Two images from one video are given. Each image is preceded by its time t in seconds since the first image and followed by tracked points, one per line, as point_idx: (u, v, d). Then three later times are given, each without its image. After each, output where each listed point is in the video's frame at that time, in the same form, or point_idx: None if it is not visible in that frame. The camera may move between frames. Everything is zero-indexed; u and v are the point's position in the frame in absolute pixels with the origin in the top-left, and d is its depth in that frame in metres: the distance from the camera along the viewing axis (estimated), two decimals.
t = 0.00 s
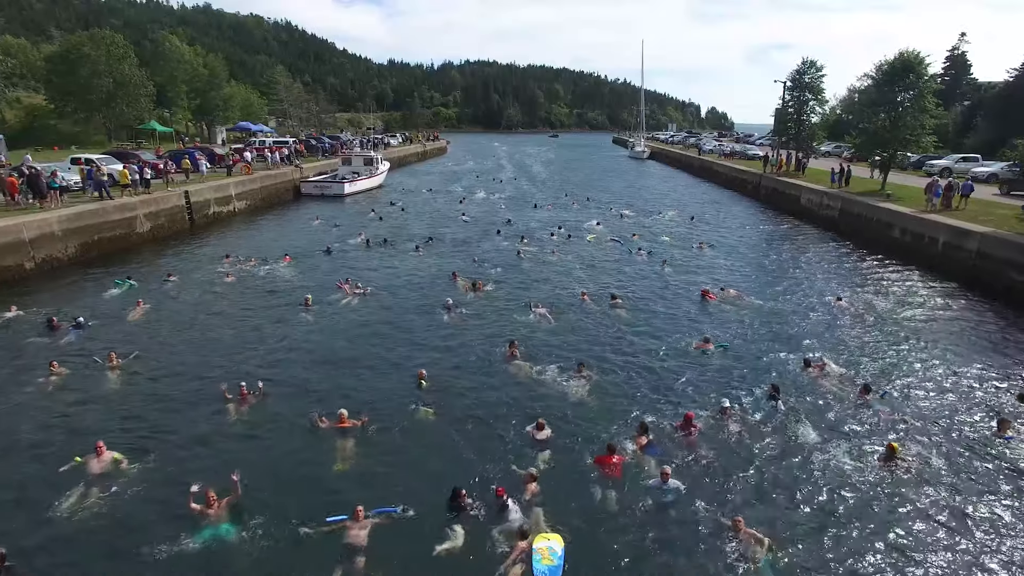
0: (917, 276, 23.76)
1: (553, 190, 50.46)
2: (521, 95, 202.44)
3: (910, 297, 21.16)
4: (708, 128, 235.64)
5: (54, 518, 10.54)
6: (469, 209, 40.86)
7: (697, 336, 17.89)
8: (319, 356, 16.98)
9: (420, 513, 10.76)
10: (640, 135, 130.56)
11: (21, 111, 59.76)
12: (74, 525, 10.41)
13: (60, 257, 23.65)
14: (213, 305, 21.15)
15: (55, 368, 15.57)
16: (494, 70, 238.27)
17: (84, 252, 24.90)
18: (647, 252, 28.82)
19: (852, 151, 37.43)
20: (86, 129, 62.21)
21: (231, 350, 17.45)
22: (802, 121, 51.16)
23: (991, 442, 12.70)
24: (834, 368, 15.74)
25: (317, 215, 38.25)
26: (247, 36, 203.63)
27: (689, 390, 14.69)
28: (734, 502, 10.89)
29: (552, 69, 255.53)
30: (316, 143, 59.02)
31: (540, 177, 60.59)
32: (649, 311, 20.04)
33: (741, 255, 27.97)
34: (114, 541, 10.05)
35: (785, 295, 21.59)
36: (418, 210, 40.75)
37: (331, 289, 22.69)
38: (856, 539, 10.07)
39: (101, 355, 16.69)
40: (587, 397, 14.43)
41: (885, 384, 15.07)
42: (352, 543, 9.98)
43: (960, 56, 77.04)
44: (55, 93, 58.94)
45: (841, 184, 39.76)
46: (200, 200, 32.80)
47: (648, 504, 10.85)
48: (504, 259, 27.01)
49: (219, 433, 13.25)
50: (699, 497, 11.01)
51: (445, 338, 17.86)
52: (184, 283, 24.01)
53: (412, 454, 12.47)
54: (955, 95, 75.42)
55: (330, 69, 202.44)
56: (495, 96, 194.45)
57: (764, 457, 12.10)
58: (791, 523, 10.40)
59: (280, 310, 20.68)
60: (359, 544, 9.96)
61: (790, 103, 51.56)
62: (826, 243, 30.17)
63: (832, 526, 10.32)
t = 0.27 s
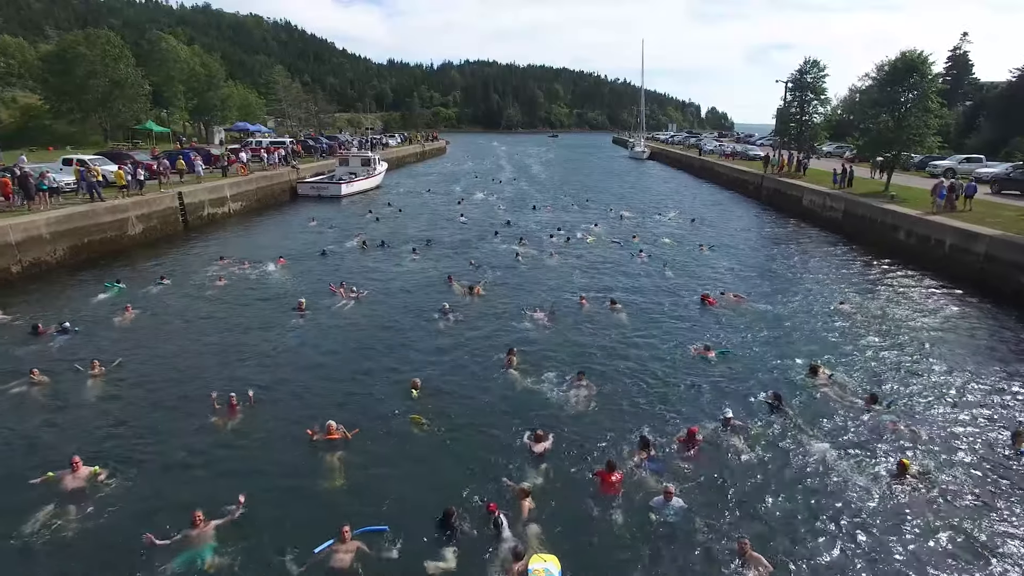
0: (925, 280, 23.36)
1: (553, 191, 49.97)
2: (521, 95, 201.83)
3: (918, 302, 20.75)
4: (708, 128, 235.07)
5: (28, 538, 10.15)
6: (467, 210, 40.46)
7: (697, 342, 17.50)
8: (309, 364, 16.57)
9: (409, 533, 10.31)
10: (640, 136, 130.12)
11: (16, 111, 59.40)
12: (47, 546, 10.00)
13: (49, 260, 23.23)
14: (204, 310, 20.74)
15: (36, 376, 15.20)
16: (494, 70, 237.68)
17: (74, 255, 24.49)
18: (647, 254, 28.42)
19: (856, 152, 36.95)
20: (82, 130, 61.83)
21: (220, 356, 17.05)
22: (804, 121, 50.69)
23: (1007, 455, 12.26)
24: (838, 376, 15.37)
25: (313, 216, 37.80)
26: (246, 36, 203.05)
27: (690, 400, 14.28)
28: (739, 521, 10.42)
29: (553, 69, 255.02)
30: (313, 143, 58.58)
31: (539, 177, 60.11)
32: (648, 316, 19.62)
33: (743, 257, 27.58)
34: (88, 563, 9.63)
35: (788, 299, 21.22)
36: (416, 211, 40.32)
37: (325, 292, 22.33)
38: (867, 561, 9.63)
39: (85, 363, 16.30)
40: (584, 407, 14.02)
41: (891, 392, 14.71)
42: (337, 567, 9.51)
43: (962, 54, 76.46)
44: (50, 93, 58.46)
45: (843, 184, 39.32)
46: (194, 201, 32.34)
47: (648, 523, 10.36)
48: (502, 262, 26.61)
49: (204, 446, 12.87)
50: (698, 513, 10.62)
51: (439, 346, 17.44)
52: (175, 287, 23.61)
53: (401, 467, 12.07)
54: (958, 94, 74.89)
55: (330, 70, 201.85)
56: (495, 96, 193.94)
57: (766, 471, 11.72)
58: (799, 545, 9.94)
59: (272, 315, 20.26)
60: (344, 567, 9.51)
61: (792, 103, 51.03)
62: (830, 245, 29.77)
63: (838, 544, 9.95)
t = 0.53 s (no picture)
0: (933, 286, 22.91)
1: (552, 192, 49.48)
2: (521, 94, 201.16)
3: (927, 309, 20.30)
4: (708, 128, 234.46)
5: None
6: (464, 211, 40.00)
7: (697, 352, 17.02)
8: (299, 374, 16.05)
9: (395, 559, 9.73)
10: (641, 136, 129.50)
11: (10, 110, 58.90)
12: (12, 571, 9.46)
13: (35, 265, 22.79)
14: (193, 317, 20.24)
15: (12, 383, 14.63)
16: (494, 70, 237.04)
17: (63, 259, 24.04)
18: (647, 258, 27.96)
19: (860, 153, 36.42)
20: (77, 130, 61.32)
21: (206, 366, 16.55)
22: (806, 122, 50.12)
23: None
24: (845, 388, 14.93)
25: (308, 218, 37.30)
26: (245, 35, 202.44)
27: (692, 416, 13.79)
28: (746, 549, 9.88)
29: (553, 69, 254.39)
30: (310, 143, 58.07)
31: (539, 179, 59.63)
32: (648, 325, 19.14)
33: (745, 262, 27.10)
34: None
35: (793, 305, 20.77)
36: (413, 212, 39.81)
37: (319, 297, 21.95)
38: None
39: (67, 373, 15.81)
40: (582, 424, 13.54)
41: (900, 405, 14.28)
42: None
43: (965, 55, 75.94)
44: (44, 92, 57.94)
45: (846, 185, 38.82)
46: (187, 203, 31.85)
47: (648, 550, 9.82)
48: (499, 266, 26.15)
49: (184, 460, 12.36)
50: (702, 536, 10.10)
51: (433, 356, 16.94)
52: (165, 292, 23.15)
53: (390, 484, 11.57)
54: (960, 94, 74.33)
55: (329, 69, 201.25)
56: (495, 96, 193.34)
57: (771, 492, 11.24)
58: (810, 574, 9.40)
59: (263, 322, 19.75)
60: None
61: (793, 103, 50.38)
62: (835, 248, 29.29)
63: (849, 569, 9.51)
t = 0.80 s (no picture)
0: (940, 290, 22.58)
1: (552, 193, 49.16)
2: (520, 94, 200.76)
3: (934, 315, 19.98)
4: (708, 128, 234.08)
5: None
6: (463, 213, 39.75)
7: (698, 362, 16.63)
8: (290, 385, 15.65)
9: None
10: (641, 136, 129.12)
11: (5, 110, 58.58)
12: None
13: (24, 269, 22.48)
14: (182, 328, 19.87)
15: None
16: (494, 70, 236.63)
17: (53, 263, 23.71)
18: (647, 261, 27.54)
19: (863, 153, 35.95)
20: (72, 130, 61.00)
21: (194, 376, 16.14)
22: (809, 122, 49.44)
23: None
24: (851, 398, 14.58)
25: (305, 219, 36.97)
26: (245, 35, 202.08)
27: (694, 430, 13.40)
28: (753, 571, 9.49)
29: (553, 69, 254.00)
30: (308, 144, 57.72)
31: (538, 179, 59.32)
32: (648, 334, 18.75)
33: (746, 265, 26.79)
34: None
35: (797, 311, 20.41)
36: (411, 214, 39.49)
37: (316, 301, 22.35)
38: None
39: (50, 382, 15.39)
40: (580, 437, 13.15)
41: (909, 416, 13.94)
42: None
43: (966, 55, 75.60)
44: (39, 92, 57.57)
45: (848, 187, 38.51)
46: (182, 205, 31.49)
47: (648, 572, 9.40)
48: (496, 270, 25.90)
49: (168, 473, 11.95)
50: (706, 558, 9.69)
51: (427, 371, 16.60)
52: (157, 298, 22.78)
53: (382, 497, 11.15)
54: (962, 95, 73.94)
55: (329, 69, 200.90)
56: (494, 96, 192.97)
57: (776, 508, 10.88)
58: None
59: (254, 334, 19.40)
60: None
61: (794, 104, 49.87)
62: (838, 251, 28.97)
63: None
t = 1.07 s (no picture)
0: (947, 295, 22.19)
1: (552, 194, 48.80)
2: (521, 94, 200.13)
3: (941, 322, 19.62)
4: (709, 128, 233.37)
5: None
6: (461, 214, 39.40)
7: (702, 373, 16.60)
8: (284, 405, 15.58)
9: None
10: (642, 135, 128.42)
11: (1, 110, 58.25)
12: None
13: (8, 273, 21.94)
14: (175, 338, 19.64)
15: None
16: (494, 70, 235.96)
17: (39, 266, 23.14)
18: (649, 264, 27.17)
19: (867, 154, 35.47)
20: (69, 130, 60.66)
21: (187, 395, 16.07)
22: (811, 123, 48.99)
23: None
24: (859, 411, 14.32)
25: (302, 221, 36.66)
26: (245, 35, 201.54)
27: (697, 444, 13.21)
28: None
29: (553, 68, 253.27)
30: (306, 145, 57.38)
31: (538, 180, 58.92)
32: (647, 347, 18.53)
33: (748, 269, 26.41)
34: None
35: (801, 320, 20.07)
36: (409, 215, 39.16)
37: (311, 309, 22.22)
38: None
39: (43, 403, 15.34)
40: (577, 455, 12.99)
41: (919, 430, 13.60)
42: None
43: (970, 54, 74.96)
44: (34, 92, 57.22)
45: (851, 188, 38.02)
46: (176, 207, 31.02)
47: None
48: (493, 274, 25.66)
49: (161, 502, 11.97)
50: None
51: (423, 387, 16.41)
52: (149, 304, 22.43)
53: (375, 526, 11.14)
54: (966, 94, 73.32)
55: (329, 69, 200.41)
56: (495, 96, 192.36)
57: (780, 528, 10.67)
58: None
59: (247, 345, 19.29)
60: None
61: (797, 104, 49.43)
62: (842, 254, 28.60)
63: None
